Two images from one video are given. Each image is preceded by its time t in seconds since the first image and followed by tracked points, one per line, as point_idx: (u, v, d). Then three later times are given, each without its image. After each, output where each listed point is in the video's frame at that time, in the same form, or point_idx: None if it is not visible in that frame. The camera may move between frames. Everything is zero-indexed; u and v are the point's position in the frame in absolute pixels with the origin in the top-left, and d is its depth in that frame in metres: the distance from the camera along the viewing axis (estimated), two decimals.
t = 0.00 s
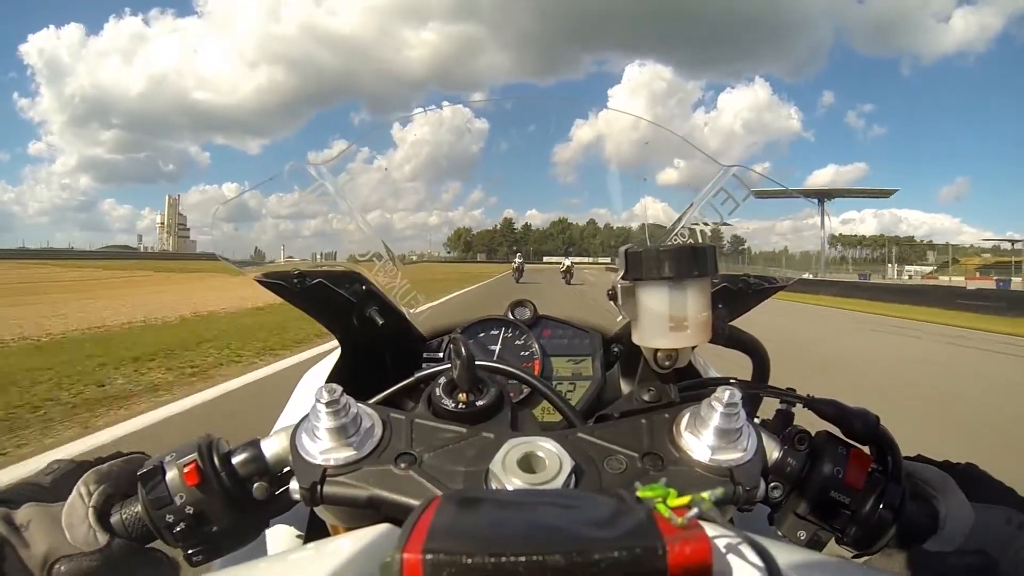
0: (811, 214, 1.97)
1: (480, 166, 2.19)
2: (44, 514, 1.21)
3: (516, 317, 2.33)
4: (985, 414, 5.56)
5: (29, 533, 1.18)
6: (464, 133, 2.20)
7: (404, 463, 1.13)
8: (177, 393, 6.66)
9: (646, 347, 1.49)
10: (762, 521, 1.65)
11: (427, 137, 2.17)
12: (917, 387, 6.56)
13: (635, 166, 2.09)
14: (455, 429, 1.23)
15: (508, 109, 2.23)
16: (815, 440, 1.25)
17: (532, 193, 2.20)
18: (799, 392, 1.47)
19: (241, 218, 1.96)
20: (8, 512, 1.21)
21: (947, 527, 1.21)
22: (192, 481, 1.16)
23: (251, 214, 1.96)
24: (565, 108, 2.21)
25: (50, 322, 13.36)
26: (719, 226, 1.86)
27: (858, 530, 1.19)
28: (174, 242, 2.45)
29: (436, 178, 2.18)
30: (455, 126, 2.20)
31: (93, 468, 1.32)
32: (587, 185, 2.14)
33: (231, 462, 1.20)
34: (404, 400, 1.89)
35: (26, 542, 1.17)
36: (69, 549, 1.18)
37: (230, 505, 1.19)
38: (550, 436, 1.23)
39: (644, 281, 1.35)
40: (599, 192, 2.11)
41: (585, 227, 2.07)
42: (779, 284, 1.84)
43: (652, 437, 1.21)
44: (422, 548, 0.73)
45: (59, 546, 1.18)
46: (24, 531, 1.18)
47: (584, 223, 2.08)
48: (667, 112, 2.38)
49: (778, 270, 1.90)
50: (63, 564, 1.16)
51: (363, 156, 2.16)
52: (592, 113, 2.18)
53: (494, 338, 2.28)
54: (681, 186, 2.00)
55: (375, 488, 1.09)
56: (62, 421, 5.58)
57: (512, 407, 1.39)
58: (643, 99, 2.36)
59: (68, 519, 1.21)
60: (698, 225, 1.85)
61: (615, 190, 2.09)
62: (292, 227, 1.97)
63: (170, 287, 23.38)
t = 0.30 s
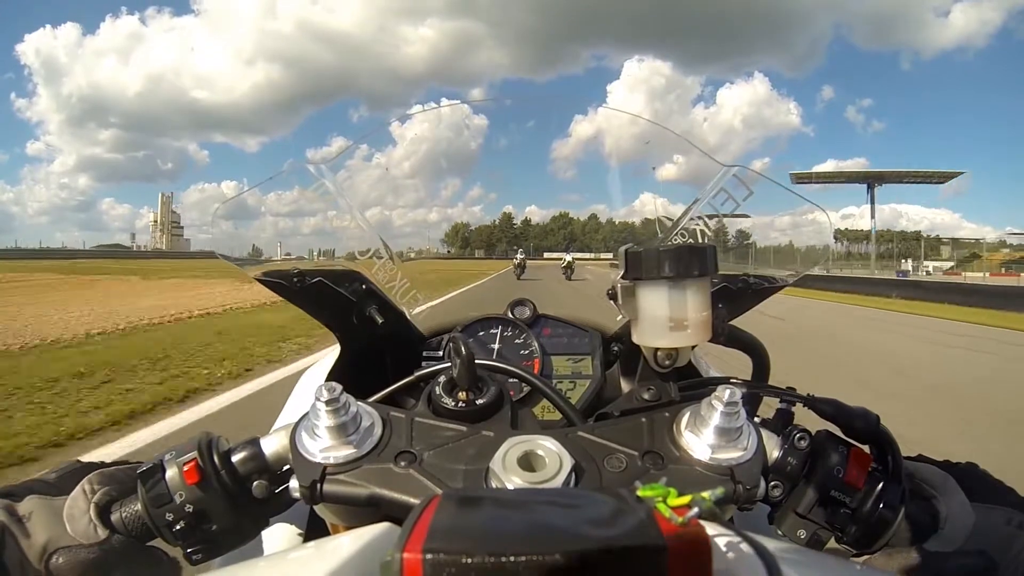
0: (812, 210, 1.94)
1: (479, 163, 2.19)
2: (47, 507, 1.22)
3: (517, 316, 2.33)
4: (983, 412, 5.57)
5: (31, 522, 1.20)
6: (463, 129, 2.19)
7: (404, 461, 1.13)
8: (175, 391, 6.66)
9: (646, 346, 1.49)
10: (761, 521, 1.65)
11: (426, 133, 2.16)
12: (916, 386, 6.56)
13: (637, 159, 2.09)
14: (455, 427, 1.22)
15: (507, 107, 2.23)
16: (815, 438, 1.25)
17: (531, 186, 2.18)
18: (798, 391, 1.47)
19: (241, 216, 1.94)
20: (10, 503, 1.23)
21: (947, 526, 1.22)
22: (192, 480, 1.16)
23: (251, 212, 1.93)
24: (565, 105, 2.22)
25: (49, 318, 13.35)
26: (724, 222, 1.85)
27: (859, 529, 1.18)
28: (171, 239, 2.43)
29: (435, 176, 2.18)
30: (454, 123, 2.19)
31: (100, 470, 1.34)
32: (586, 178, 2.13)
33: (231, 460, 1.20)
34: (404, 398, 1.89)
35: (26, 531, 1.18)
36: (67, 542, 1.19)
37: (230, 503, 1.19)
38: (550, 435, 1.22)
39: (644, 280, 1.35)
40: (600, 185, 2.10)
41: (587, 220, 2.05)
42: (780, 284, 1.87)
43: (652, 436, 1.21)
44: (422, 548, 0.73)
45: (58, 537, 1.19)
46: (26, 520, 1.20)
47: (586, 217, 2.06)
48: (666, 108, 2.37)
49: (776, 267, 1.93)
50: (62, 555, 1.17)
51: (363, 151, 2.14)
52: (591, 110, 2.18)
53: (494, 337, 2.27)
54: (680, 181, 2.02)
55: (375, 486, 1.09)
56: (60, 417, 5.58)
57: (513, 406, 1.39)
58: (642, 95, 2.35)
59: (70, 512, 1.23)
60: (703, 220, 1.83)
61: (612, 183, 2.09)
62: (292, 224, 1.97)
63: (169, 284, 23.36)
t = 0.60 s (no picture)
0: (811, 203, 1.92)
1: (477, 161, 2.20)
2: (47, 509, 1.24)
3: (517, 315, 2.33)
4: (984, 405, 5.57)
5: (33, 523, 1.20)
6: (460, 128, 2.17)
7: (404, 462, 1.13)
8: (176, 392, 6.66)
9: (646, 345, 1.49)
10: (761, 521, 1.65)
11: (424, 132, 2.16)
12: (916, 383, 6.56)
13: (633, 156, 2.09)
14: (455, 428, 1.22)
15: (504, 105, 2.22)
16: (815, 438, 1.25)
17: (529, 183, 2.21)
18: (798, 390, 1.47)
19: (240, 219, 1.94)
20: (11, 505, 1.23)
21: (946, 525, 1.21)
22: (192, 482, 1.16)
23: (249, 214, 1.94)
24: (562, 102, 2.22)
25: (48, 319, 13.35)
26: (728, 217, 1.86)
27: (859, 528, 1.19)
28: (166, 243, 2.43)
29: (433, 176, 2.17)
30: (451, 122, 2.17)
31: (101, 472, 1.35)
32: (584, 175, 2.15)
33: (231, 461, 1.20)
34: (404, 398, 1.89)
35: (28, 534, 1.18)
36: (69, 545, 1.20)
37: (230, 504, 1.19)
38: (550, 436, 1.22)
39: (645, 279, 1.35)
40: (597, 181, 2.12)
41: (589, 215, 2.08)
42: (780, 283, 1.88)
43: (652, 436, 1.21)
44: (422, 549, 0.73)
45: (61, 540, 1.20)
46: (28, 521, 1.20)
47: (588, 212, 2.09)
48: (664, 102, 2.36)
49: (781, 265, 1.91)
50: (65, 557, 1.17)
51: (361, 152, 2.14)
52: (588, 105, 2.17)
53: (494, 337, 2.27)
54: (677, 176, 1.99)
55: (375, 487, 1.09)
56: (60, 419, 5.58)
57: (513, 406, 1.39)
58: (639, 89, 2.35)
59: (71, 514, 1.24)
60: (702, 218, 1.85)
61: (612, 180, 2.11)
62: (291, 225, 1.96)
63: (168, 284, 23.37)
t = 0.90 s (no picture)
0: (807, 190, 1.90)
1: (472, 158, 2.15)
2: (47, 509, 1.25)
3: (517, 315, 2.33)
4: (983, 397, 5.56)
5: (36, 524, 1.22)
6: (456, 125, 2.15)
7: (404, 461, 1.14)
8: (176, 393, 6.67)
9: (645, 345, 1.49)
10: (761, 520, 1.66)
11: (419, 132, 2.14)
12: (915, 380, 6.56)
13: (626, 150, 2.07)
14: (455, 427, 1.22)
15: (498, 101, 2.18)
16: (816, 437, 1.24)
17: (524, 181, 2.17)
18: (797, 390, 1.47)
19: (235, 223, 1.93)
20: (12, 507, 1.25)
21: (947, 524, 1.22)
22: (192, 481, 1.16)
23: (245, 218, 1.92)
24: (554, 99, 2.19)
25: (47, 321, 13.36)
26: (731, 206, 1.84)
27: (859, 527, 1.19)
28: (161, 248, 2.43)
29: (428, 173, 2.15)
30: (446, 120, 2.16)
31: (102, 472, 1.35)
32: (580, 170, 2.12)
33: (231, 461, 1.20)
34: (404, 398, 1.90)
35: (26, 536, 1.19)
36: (72, 546, 1.21)
37: (231, 503, 1.19)
38: (550, 435, 1.22)
39: (644, 278, 1.35)
40: (595, 176, 2.09)
41: (587, 208, 2.06)
42: (781, 281, 1.92)
43: (652, 435, 1.21)
44: (422, 548, 0.73)
45: (63, 541, 1.21)
46: (30, 523, 1.22)
47: (585, 206, 2.06)
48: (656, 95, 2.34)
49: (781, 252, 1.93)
50: (67, 559, 1.19)
51: (355, 153, 2.11)
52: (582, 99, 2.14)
53: (495, 337, 2.28)
54: (671, 167, 1.96)
55: (375, 487, 1.09)
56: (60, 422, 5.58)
57: (512, 406, 1.39)
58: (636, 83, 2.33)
59: (72, 515, 1.24)
60: (704, 211, 1.83)
61: (611, 174, 2.08)
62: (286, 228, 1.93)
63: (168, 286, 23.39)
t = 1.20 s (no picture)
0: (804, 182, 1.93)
1: (468, 158, 2.08)
2: (47, 510, 1.26)
3: (516, 315, 2.29)
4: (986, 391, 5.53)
5: (36, 527, 1.23)
6: (453, 125, 2.09)
7: (404, 461, 1.14)
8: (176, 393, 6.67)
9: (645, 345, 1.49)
10: (760, 519, 1.66)
11: (413, 131, 2.07)
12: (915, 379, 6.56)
13: (622, 146, 2.05)
14: (455, 427, 1.22)
15: (495, 101, 2.14)
16: (814, 437, 1.24)
17: (521, 181, 2.07)
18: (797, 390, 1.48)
19: (233, 227, 1.87)
20: (13, 507, 1.27)
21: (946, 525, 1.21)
22: (192, 481, 1.16)
23: (243, 222, 1.87)
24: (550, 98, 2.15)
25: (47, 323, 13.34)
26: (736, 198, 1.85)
27: (859, 528, 1.18)
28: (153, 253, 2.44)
29: (425, 172, 2.07)
30: (442, 121, 2.10)
31: (103, 472, 1.35)
32: (577, 167, 2.06)
33: (231, 460, 1.20)
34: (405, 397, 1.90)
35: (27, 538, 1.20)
36: (73, 546, 1.22)
37: (230, 503, 1.19)
38: (550, 435, 1.22)
39: (644, 277, 1.35)
40: (591, 174, 2.04)
41: (587, 204, 1.98)
42: (780, 281, 1.96)
43: (652, 435, 1.21)
44: (422, 547, 0.73)
45: (63, 542, 1.22)
46: (29, 526, 1.23)
47: (585, 201, 1.99)
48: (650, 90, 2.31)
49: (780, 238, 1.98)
50: (67, 560, 1.20)
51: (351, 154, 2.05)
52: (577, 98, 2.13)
53: (495, 336, 2.29)
54: (669, 163, 1.98)
55: (375, 486, 1.09)
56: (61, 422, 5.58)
57: (512, 405, 1.40)
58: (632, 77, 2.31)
59: (72, 515, 1.25)
60: (704, 207, 1.85)
61: (611, 173, 2.03)
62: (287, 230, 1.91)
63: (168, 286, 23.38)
